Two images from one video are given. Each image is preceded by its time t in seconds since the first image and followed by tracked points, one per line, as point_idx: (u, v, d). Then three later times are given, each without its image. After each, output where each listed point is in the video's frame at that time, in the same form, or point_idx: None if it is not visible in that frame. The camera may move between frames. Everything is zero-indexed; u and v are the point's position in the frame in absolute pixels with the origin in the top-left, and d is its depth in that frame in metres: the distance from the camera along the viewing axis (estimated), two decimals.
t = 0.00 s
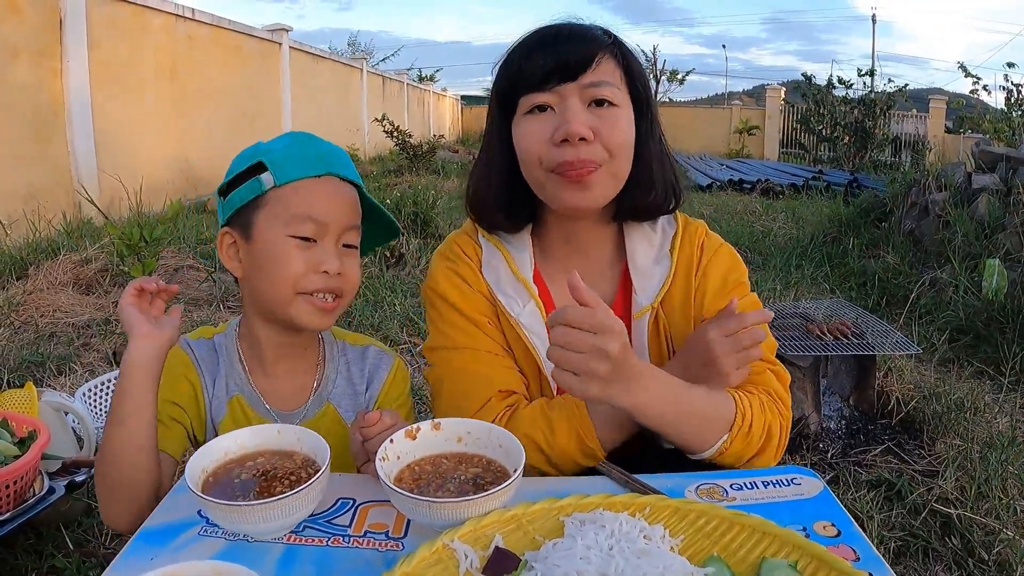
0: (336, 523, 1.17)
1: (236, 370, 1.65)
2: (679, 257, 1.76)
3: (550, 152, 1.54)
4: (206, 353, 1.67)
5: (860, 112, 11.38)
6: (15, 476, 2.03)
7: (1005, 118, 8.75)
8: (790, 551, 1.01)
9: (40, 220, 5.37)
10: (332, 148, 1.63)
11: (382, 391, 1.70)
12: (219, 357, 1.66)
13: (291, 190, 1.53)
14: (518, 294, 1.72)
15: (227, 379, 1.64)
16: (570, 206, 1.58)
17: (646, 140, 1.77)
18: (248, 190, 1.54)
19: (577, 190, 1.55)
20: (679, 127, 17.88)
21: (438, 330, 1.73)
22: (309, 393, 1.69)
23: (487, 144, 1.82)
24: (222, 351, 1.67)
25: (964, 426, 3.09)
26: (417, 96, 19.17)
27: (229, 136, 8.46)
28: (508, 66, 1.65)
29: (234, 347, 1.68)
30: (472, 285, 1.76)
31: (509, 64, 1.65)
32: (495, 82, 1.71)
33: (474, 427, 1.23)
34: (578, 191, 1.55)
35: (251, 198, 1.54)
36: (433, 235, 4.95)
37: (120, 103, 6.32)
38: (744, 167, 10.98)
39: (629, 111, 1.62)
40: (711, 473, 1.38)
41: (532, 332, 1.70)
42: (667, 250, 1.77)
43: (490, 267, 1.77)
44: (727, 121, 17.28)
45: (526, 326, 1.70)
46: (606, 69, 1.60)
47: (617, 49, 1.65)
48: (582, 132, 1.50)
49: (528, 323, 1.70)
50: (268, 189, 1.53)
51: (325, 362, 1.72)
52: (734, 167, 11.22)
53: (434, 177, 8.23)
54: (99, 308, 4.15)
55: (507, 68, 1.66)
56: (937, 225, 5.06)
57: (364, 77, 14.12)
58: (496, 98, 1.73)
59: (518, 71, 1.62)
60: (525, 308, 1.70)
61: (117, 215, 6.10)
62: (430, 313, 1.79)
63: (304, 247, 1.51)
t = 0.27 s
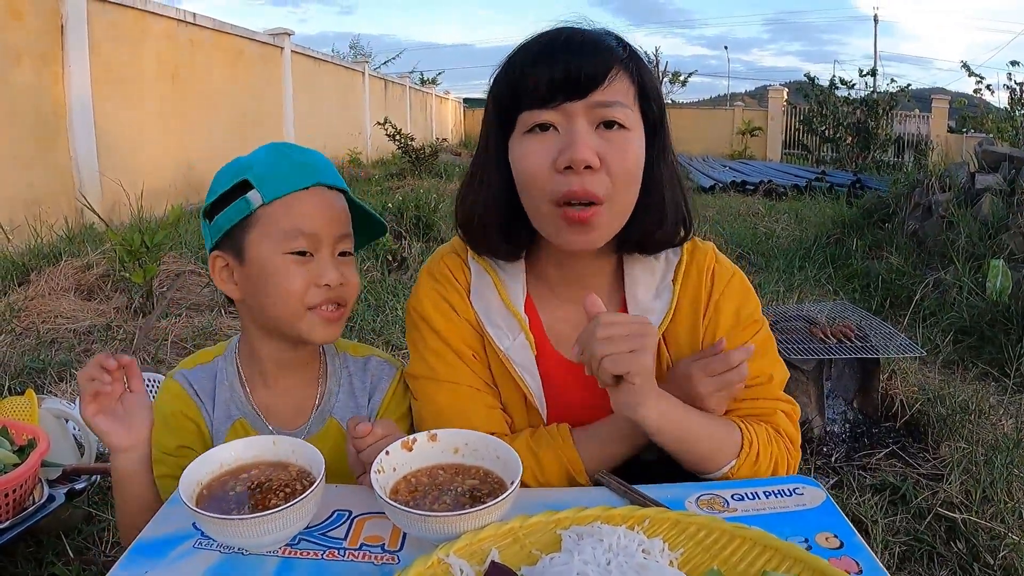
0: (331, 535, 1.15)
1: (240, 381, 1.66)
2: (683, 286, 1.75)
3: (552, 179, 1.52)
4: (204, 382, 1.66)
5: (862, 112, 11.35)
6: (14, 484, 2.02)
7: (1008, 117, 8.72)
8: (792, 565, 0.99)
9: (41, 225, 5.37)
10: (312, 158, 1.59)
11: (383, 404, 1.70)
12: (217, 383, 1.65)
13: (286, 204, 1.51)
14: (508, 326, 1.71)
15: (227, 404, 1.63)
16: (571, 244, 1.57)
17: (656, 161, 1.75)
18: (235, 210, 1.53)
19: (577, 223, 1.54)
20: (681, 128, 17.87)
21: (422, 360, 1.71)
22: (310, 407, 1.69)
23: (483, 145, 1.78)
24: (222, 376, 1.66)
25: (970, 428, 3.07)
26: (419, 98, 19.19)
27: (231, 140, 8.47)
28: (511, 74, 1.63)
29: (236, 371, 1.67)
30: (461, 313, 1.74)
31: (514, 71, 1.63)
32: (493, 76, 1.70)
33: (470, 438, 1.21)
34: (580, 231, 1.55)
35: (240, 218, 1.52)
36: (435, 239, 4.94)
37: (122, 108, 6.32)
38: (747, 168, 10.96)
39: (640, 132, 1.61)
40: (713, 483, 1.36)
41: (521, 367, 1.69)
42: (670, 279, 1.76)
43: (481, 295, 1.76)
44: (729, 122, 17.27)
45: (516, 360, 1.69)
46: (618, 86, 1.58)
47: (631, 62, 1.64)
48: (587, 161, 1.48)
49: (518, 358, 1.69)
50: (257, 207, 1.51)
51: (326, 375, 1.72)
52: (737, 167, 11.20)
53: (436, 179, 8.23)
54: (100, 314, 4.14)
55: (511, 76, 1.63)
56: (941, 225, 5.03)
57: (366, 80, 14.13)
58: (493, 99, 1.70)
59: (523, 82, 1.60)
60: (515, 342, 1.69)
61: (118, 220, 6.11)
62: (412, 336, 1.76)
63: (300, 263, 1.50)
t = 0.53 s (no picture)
0: (326, 550, 1.15)
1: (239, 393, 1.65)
2: (682, 305, 1.74)
3: (550, 205, 1.52)
4: (190, 401, 1.66)
5: (865, 115, 11.33)
6: (12, 494, 2.01)
7: (1012, 118, 8.69)
8: None
9: (44, 230, 5.38)
10: (277, 168, 1.56)
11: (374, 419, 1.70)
12: (205, 401, 1.66)
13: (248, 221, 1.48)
14: (502, 344, 1.72)
15: (215, 423, 1.63)
16: (568, 275, 1.60)
17: (657, 175, 1.74)
18: (199, 233, 1.52)
19: (575, 252, 1.56)
20: (684, 131, 17.86)
21: (416, 377, 1.71)
22: (301, 424, 1.69)
23: (478, 158, 1.76)
24: (210, 394, 1.66)
25: (974, 434, 3.05)
26: (422, 102, 19.21)
27: (233, 144, 8.48)
28: (507, 90, 1.61)
29: (222, 389, 1.67)
30: (454, 330, 1.75)
31: (510, 87, 1.61)
32: (492, 81, 1.68)
33: (466, 451, 1.20)
34: (578, 261, 1.57)
35: (204, 240, 1.52)
36: (437, 244, 4.94)
37: (125, 113, 6.34)
38: (750, 171, 10.95)
39: (641, 153, 1.60)
40: (712, 497, 1.36)
41: (513, 386, 1.69)
42: (669, 299, 1.75)
43: (473, 311, 1.76)
44: (732, 124, 17.26)
45: (509, 377, 1.70)
46: (618, 104, 1.57)
47: (634, 78, 1.63)
48: (586, 186, 1.48)
49: (511, 375, 1.70)
50: (217, 228, 1.50)
51: (315, 392, 1.71)
52: (740, 170, 11.19)
53: (439, 183, 8.23)
54: (102, 320, 4.14)
55: (507, 92, 1.61)
56: (944, 228, 5.01)
57: (369, 84, 14.15)
58: (488, 109, 1.69)
59: (520, 99, 1.58)
60: (508, 359, 1.70)
61: (121, 225, 6.12)
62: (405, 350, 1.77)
63: (264, 282, 1.48)
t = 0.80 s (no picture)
0: (327, 559, 1.14)
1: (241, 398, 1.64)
2: (693, 305, 1.74)
3: (557, 206, 1.52)
4: (191, 403, 1.66)
5: (870, 119, 11.31)
6: (14, 497, 2.00)
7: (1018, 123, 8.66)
8: None
9: (48, 232, 5.40)
10: (259, 178, 1.54)
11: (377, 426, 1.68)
12: (205, 404, 1.66)
13: (231, 232, 1.47)
14: (517, 346, 1.72)
15: (215, 427, 1.63)
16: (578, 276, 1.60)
17: (663, 178, 1.74)
18: (183, 250, 1.51)
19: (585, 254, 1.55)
20: (688, 135, 17.85)
21: (428, 379, 1.70)
22: (301, 432, 1.68)
23: (489, 164, 1.76)
24: (209, 397, 1.66)
25: (979, 440, 3.04)
26: (427, 105, 19.24)
27: (238, 147, 8.50)
28: (516, 97, 1.61)
29: (222, 393, 1.67)
30: (469, 331, 1.74)
31: (518, 94, 1.61)
32: (502, 89, 1.68)
33: (467, 461, 1.20)
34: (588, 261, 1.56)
35: (187, 257, 1.51)
36: (442, 247, 4.93)
37: (130, 115, 6.35)
38: (755, 176, 10.94)
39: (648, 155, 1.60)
40: (716, 507, 1.35)
41: (530, 387, 1.69)
42: (680, 299, 1.75)
43: (489, 314, 1.76)
44: (737, 129, 17.24)
45: (525, 379, 1.70)
46: (625, 108, 1.57)
47: (639, 83, 1.63)
48: (595, 188, 1.48)
49: (527, 377, 1.70)
50: (198, 245, 1.48)
51: (314, 400, 1.70)
52: (745, 175, 11.17)
53: (443, 187, 8.23)
54: (105, 322, 4.14)
55: (516, 99, 1.61)
56: (950, 234, 5.00)
57: (374, 87, 14.17)
58: (499, 117, 1.68)
59: (529, 106, 1.58)
60: (525, 361, 1.70)
61: (125, 228, 6.13)
62: (417, 352, 1.76)
63: (247, 297, 1.47)
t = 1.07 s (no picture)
0: (330, 564, 1.14)
1: (248, 396, 1.64)
2: (696, 293, 1.73)
3: (562, 193, 1.51)
4: (197, 405, 1.66)
5: (874, 122, 11.29)
6: (16, 498, 2.00)
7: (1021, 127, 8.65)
8: None
9: (52, 233, 5.41)
10: (263, 182, 1.53)
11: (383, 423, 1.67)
12: (210, 406, 1.65)
13: (234, 235, 1.46)
14: (526, 340, 1.71)
15: (220, 429, 1.63)
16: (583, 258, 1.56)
17: (664, 176, 1.75)
18: (184, 251, 1.51)
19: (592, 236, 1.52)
20: (691, 138, 17.85)
21: (438, 376, 1.69)
22: (305, 435, 1.68)
23: (496, 164, 1.77)
24: (213, 399, 1.66)
25: (983, 445, 3.02)
26: (431, 108, 19.26)
27: (242, 149, 8.51)
28: (523, 96, 1.61)
29: (225, 394, 1.66)
30: (477, 326, 1.74)
31: (524, 92, 1.61)
32: (508, 87, 1.68)
33: (471, 466, 1.19)
34: (592, 246, 1.53)
35: (188, 259, 1.51)
36: (445, 249, 4.93)
37: (134, 116, 6.37)
38: (758, 179, 10.93)
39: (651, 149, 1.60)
40: (721, 512, 1.34)
41: (540, 380, 1.69)
42: (679, 291, 1.74)
43: (496, 308, 1.75)
44: (740, 132, 17.23)
45: (534, 372, 1.69)
46: (629, 104, 1.57)
47: (642, 81, 1.63)
48: (600, 176, 1.48)
49: (535, 369, 1.69)
50: (199, 248, 1.48)
51: (320, 402, 1.69)
52: (748, 178, 11.17)
53: (446, 189, 8.24)
54: (109, 323, 4.15)
55: (523, 98, 1.61)
56: (953, 237, 4.99)
57: (378, 90, 14.19)
58: (506, 115, 1.68)
59: (536, 104, 1.58)
60: (532, 353, 1.70)
61: (129, 229, 6.13)
62: (426, 349, 1.76)
63: (247, 301, 1.47)
